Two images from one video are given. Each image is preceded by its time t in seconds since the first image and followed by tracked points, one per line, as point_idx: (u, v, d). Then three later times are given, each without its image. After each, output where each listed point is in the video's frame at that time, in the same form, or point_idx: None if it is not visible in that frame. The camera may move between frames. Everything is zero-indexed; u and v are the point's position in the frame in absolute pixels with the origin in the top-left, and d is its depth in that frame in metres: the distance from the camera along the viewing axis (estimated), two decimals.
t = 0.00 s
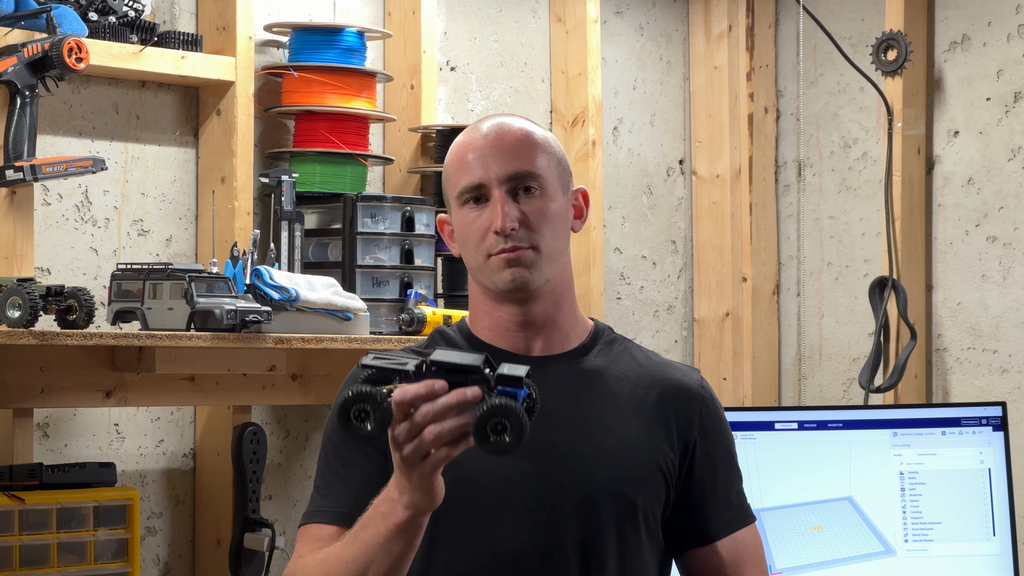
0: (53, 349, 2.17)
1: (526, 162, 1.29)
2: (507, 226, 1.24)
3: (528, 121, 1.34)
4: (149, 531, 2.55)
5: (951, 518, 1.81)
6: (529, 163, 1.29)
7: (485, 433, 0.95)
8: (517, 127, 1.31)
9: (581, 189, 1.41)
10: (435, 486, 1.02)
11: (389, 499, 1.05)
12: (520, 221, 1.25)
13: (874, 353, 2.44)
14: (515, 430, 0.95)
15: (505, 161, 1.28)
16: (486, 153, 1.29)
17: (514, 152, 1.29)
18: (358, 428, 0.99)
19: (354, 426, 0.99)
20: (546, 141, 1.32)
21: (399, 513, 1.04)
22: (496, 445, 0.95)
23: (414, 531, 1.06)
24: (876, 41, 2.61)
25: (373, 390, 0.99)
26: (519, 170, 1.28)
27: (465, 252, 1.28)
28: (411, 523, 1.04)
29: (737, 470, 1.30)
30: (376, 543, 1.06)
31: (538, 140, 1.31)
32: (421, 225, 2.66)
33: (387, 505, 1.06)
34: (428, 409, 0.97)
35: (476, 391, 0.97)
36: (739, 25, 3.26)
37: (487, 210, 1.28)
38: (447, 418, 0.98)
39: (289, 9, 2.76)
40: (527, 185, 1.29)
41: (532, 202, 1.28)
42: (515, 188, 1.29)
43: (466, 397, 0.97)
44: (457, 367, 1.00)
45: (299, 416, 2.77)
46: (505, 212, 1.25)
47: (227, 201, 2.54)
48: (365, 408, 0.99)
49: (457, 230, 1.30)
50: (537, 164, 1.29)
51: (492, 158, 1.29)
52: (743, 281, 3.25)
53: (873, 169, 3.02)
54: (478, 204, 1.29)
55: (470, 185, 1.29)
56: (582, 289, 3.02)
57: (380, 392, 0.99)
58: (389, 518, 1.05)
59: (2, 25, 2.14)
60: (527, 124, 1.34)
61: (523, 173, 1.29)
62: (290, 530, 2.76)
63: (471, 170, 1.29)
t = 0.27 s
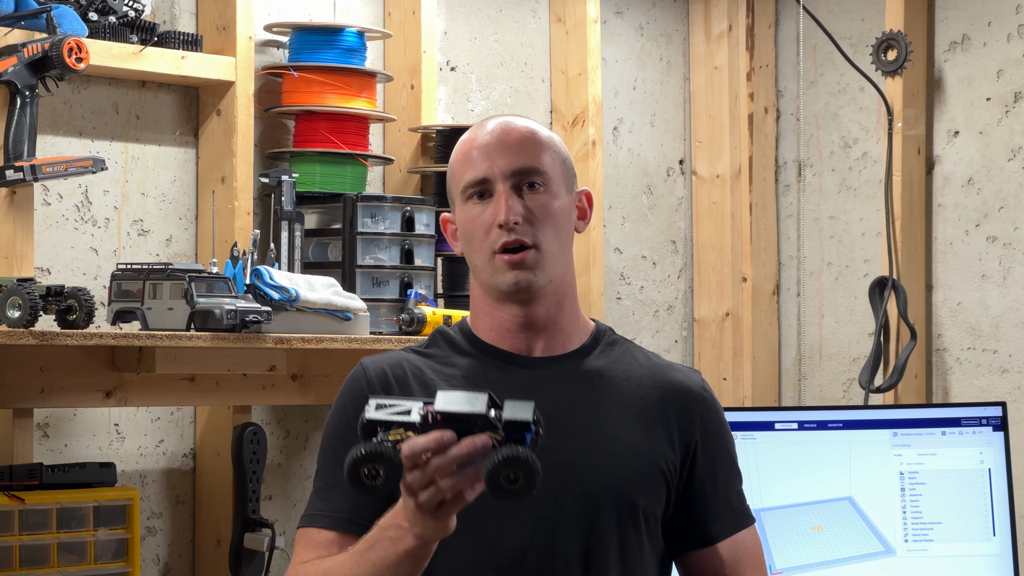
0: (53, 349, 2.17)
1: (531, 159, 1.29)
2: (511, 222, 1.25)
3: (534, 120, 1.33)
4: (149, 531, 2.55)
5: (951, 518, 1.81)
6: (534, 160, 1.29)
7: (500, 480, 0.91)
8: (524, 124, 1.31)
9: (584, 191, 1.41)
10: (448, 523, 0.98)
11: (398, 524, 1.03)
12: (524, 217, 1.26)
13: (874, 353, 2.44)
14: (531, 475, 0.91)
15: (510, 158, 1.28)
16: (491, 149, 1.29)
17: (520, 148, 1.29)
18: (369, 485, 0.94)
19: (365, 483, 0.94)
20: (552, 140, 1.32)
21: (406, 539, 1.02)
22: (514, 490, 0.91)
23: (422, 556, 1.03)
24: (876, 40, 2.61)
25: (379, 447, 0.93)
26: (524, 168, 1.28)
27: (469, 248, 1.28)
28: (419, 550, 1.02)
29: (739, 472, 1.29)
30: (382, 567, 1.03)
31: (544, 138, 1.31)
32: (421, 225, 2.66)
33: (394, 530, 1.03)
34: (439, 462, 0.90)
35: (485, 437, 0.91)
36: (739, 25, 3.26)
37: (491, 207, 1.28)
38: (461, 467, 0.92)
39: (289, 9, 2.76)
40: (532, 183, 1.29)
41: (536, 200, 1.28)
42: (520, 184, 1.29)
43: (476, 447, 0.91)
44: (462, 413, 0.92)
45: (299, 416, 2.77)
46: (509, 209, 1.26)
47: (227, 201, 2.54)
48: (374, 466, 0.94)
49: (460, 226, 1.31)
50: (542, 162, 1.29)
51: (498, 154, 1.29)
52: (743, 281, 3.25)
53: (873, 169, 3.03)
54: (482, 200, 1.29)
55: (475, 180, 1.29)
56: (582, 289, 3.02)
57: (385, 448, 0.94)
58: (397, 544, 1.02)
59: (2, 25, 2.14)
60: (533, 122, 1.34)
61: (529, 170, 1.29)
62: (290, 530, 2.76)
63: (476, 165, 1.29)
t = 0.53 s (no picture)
0: (53, 349, 2.17)
1: (532, 159, 1.28)
2: (512, 221, 1.24)
3: (536, 121, 1.33)
4: (149, 531, 2.55)
5: (951, 519, 1.81)
6: (535, 161, 1.29)
7: (508, 482, 0.91)
8: (525, 126, 1.31)
9: (587, 192, 1.40)
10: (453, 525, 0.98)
11: (402, 525, 1.03)
12: (525, 217, 1.26)
13: (874, 354, 2.44)
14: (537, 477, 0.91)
15: (511, 158, 1.28)
16: (493, 149, 1.29)
17: (521, 148, 1.28)
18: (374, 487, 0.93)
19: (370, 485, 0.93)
20: (554, 141, 1.32)
21: (409, 542, 1.02)
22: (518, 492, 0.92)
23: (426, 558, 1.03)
24: (876, 41, 2.61)
25: (388, 448, 0.93)
26: (525, 168, 1.28)
27: (471, 248, 1.28)
28: (422, 553, 1.02)
29: (742, 473, 1.29)
30: (385, 569, 1.04)
31: (545, 139, 1.31)
32: (421, 225, 2.66)
33: (397, 533, 1.03)
34: (446, 463, 0.92)
35: (490, 441, 0.93)
36: (739, 25, 3.26)
37: (491, 208, 1.28)
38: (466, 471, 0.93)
39: (289, 9, 2.76)
40: (533, 183, 1.28)
41: (537, 200, 1.28)
42: (520, 185, 1.28)
43: (481, 449, 0.92)
44: (468, 416, 0.93)
45: (299, 416, 2.77)
46: (509, 209, 1.26)
47: (227, 201, 2.54)
48: (382, 467, 0.93)
49: (461, 226, 1.30)
50: (544, 162, 1.29)
51: (500, 154, 1.29)
52: (743, 281, 3.25)
53: (873, 169, 3.03)
54: (483, 201, 1.28)
55: (476, 180, 1.29)
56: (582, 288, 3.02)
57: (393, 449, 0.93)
58: (399, 547, 1.03)
59: (2, 25, 2.14)
60: (535, 123, 1.34)
61: (530, 171, 1.28)
62: (290, 530, 2.76)
63: (477, 166, 1.29)
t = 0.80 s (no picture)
0: (53, 349, 2.18)
1: (543, 160, 1.29)
2: (524, 222, 1.24)
3: (546, 123, 1.34)
4: (149, 531, 2.55)
5: (951, 519, 1.81)
6: (546, 161, 1.29)
7: (485, 453, 0.95)
8: (534, 128, 1.32)
9: (589, 193, 1.39)
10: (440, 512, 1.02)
11: (393, 523, 1.05)
12: (536, 218, 1.26)
13: (874, 353, 2.44)
14: (513, 450, 0.95)
15: (522, 158, 1.29)
16: (503, 149, 1.30)
17: (533, 149, 1.29)
18: (357, 460, 1.00)
19: (354, 458, 1.00)
20: (564, 143, 1.33)
21: (403, 539, 1.03)
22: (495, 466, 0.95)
23: (417, 556, 1.05)
24: (876, 40, 2.61)
25: (372, 422, 1.00)
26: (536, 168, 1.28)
27: (477, 246, 1.28)
28: (414, 550, 1.04)
29: (742, 473, 1.29)
30: (379, 567, 1.05)
31: (556, 142, 1.31)
32: (421, 225, 2.66)
33: (390, 530, 1.05)
34: (426, 437, 0.96)
35: (473, 415, 0.96)
36: (740, 25, 3.26)
37: (500, 206, 1.28)
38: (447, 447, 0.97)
39: (289, 9, 2.76)
40: (543, 183, 1.29)
41: (548, 201, 1.28)
42: (531, 185, 1.29)
43: (462, 424, 0.96)
44: (451, 394, 0.99)
45: (299, 416, 2.77)
46: (521, 208, 1.26)
47: (227, 202, 2.54)
48: (365, 440, 1.00)
49: (468, 224, 1.30)
50: (552, 163, 1.30)
51: (511, 154, 1.29)
52: (743, 281, 3.25)
53: (873, 169, 3.02)
54: (493, 200, 1.29)
55: (486, 179, 1.29)
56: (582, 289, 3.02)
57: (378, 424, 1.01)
58: (392, 544, 1.04)
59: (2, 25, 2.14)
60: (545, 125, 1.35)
61: (540, 171, 1.29)
62: (290, 530, 2.76)
63: (487, 165, 1.29)
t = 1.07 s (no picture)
0: (53, 349, 2.17)
1: (539, 159, 1.30)
2: (518, 220, 1.24)
3: (543, 123, 1.35)
4: (149, 531, 2.55)
5: (951, 518, 1.81)
6: (542, 160, 1.31)
7: (485, 434, 0.99)
8: (532, 126, 1.33)
9: (589, 193, 1.39)
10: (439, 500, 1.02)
11: (393, 514, 1.05)
12: (531, 216, 1.26)
13: (874, 353, 2.44)
14: (513, 431, 0.99)
15: (517, 157, 1.30)
16: (498, 149, 1.31)
17: (528, 149, 1.30)
18: (360, 437, 1.06)
19: (355, 434, 1.06)
20: (560, 143, 1.34)
21: (401, 531, 1.04)
22: (495, 445, 0.99)
23: (416, 548, 1.05)
24: (876, 41, 2.61)
25: (376, 400, 1.05)
26: (530, 166, 1.29)
27: (473, 246, 1.28)
28: (412, 542, 1.04)
29: (741, 472, 1.29)
30: (377, 559, 1.05)
31: (552, 141, 1.33)
32: (421, 225, 2.66)
33: (389, 522, 1.05)
34: (429, 419, 0.98)
35: (475, 399, 0.99)
36: (739, 25, 3.26)
37: (495, 205, 1.28)
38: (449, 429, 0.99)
39: (289, 9, 2.76)
40: (539, 181, 1.30)
41: (544, 199, 1.29)
42: (526, 184, 1.29)
43: (465, 405, 0.98)
44: (456, 377, 1.03)
45: (299, 416, 2.77)
46: (515, 206, 1.26)
47: (227, 201, 2.54)
48: (367, 417, 1.06)
49: (465, 224, 1.30)
50: (547, 161, 1.31)
51: (506, 153, 1.30)
52: (743, 281, 3.25)
53: (873, 169, 3.03)
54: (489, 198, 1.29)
55: (482, 177, 1.30)
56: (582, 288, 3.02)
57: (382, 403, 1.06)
58: (391, 535, 1.04)
59: (2, 25, 2.14)
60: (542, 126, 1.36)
61: (535, 170, 1.30)
62: (290, 530, 2.76)
63: (481, 165, 1.30)
